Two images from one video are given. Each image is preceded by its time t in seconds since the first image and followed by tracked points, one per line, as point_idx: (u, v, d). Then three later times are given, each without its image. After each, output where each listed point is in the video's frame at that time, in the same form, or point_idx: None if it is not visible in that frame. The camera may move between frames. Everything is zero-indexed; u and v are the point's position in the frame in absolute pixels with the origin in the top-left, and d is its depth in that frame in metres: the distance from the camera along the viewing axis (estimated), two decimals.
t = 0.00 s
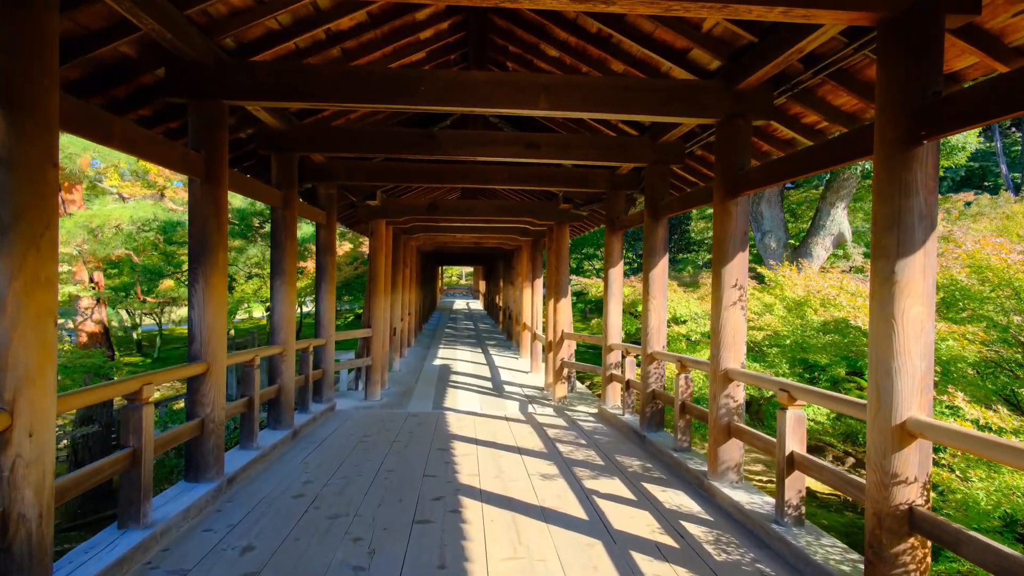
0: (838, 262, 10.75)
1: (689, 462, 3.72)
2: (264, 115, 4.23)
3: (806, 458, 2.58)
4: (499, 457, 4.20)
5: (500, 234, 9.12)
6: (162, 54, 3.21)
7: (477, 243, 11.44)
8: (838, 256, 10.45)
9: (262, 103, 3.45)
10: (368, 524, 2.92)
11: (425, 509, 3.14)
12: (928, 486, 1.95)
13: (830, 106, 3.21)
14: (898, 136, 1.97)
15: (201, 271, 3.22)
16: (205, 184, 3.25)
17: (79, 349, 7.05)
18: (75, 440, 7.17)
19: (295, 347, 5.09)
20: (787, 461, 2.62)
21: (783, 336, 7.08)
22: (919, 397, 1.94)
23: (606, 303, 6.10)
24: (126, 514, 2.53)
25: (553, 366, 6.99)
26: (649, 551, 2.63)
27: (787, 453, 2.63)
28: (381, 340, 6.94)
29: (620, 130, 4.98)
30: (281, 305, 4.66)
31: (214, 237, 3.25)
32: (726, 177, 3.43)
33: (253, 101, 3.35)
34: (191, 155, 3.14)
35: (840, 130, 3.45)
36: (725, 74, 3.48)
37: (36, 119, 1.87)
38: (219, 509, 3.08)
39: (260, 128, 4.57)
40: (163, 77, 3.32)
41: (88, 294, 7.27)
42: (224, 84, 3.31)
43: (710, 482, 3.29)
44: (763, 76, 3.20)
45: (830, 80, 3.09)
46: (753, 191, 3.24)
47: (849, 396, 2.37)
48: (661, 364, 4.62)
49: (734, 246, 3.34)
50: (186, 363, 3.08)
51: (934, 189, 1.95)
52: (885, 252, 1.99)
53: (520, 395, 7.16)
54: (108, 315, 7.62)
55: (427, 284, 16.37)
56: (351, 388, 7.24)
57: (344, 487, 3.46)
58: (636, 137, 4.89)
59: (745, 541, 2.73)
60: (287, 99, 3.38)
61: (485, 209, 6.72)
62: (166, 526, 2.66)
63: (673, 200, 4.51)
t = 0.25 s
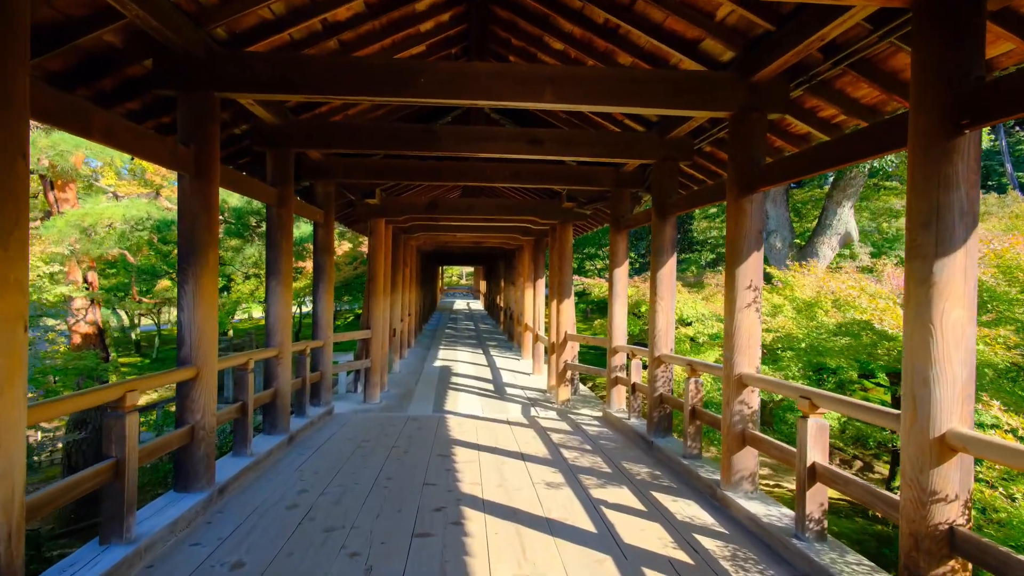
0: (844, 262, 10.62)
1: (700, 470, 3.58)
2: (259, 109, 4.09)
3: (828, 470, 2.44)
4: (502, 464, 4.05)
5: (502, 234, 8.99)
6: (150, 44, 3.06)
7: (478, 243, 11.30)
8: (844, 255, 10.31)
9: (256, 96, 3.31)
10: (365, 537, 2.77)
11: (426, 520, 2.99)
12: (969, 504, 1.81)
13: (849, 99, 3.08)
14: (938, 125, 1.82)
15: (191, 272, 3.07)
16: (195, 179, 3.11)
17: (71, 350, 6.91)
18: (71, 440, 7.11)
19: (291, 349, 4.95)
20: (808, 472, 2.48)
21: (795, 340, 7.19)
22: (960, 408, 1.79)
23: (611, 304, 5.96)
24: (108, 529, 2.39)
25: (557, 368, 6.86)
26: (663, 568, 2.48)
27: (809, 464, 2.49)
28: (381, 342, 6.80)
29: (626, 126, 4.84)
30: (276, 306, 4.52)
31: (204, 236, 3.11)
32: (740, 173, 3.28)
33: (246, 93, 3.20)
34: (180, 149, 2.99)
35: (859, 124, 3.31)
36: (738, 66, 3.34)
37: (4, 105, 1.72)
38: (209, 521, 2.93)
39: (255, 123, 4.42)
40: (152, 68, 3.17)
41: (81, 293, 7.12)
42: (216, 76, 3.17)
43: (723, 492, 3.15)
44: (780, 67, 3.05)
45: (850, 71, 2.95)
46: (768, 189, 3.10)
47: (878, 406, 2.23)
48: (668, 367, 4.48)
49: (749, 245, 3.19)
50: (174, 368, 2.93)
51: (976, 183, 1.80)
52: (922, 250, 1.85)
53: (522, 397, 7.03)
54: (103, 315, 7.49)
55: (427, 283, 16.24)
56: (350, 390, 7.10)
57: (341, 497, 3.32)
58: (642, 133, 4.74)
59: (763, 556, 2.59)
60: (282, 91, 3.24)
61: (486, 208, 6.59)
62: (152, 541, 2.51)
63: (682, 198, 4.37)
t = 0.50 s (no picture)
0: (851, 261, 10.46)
1: (713, 477, 3.43)
2: (253, 102, 3.94)
3: (855, 480, 2.29)
4: (505, 470, 3.90)
5: (504, 232, 8.83)
6: (137, 30, 2.91)
7: (479, 241, 11.15)
8: (852, 254, 10.16)
9: (249, 85, 3.16)
10: (363, 550, 2.62)
11: (426, 532, 2.84)
12: (1021, 522, 1.65)
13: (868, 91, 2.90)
14: (984, 108, 1.66)
15: (180, 270, 2.92)
16: (183, 172, 2.95)
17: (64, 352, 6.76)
18: (65, 441, 6.99)
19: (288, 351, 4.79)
20: (834, 483, 2.33)
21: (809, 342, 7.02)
22: (1010, 418, 1.64)
23: (617, 304, 5.79)
24: (87, 544, 2.24)
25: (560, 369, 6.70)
26: None
27: (834, 474, 2.34)
28: (380, 342, 6.65)
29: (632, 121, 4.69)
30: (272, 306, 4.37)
31: (193, 232, 2.95)
32: (755, 167, 3.13)
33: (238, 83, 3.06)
34: (167, 140, 2.84)
35: (881, 116, 3.16)
36: (754, 54, 3.19)
37: None
38: (197, 533, 2.78)
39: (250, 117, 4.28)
40: (139, 55, 3.02)
41: (75, 293, 6.98)
42: (206, 64, 3.02)
43: (740, 502, 3.00)
44: (798, 55, 2.91)
45: (873, 58, 2.80)
46: (787, 183, 2.95)
47: (913, 413, 2.07)
48: (677, 370, 4.34)
49: (765, 242, 3.04)
50: (163, 371, 2.78)
51: None
52: (967, 246, 1.69)
53: (525, 399, 6.88)
54: (97, 315, 7.35)
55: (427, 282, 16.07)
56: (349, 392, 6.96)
57: (338, 506, 3.16)
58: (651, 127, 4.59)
59: (785, 572, 2.43)
60: (276, 80, 3.09)
61: (489, 205, 6.44)
62: (136, 555, 2.37)
63: (692, 194, 4.22)
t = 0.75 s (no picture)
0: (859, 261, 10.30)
1: (728, 488, 3.28)
2: (248, 96, 3.79)
3: (887, 498, 2.14)
4: (510, 480, 3.75)
5: (507, 232, 8.68)
6: (124, 19, 2.77)
7: (481, 241, 11.01)
8: (860, 254, 10.00)
9: (242, 77, 3.01)
10: (361, 569, 2.47)
11: (428, 548, 2.69)
12: None
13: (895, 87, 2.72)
14: None
15: (168, 271, 2.77)
16: (171, 168, 2.80)
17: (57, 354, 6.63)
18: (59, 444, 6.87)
19: (285, 354, 4.64)
20: (864, 499, 2.19)
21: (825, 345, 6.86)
22: None
23: (622, 306, 5.64)
24: (64, 564, 2.08)
25: (564, 372, 6.54)
26: None
27: (865, 490, 2.19)
28: (380, 344, 6.50)
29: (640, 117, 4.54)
30: (268, 308, 4.22)
31: (183, 232, 2.81)
32: (773, 164, 2.98)
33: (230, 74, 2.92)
34: (155, 134, 2.70)
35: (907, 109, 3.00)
36: (772, 44, 3.04)
37: None
38: (186, 550, 2.63)
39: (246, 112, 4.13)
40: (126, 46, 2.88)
41: (68, 294, 6.84)
42: (197, 54, 2.87)
43: (758, 516, 2.84)
44: (821, 45, 2.75)
45: (904, 48, 2.64)
46: (808, 179, 2.80)
47: (953, 427, 1.92)
48: (687, 375, 4.19)
49: (785, 242, 2.89)
50: (150, 378, 2.63)
51: None
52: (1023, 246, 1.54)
53: (528, 403, 6.73)
54: (91, 316, 7.24)
55: (428, 283, 15.92)
56: (348, 395, 6.81)
57: (335, 520, 3.01)
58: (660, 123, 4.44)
59: None
60: (270, 71, 2.94)
61: (491, 204, 6.29)
62: None
63: (704, 193, 4.07)
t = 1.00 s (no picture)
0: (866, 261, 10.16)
1: (742, 498, 3.13)
2: (241, 88, 3.64)
3: (922, 514, 1.99)
4: (513, 488, 3.60)
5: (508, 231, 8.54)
6: (106, 3, 2.62)
7: (484, 240, 10.87)
8: (866, 254, 9.85)
9: (232, 66, 2.86)
10: None
11: (427, 563, 2.54)
12: None
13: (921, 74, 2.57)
14: None
15: (152, 270, 2.62)
16: (157, 161, 2.65)
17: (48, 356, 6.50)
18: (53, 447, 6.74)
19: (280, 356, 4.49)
20: (895, 515, 2.04)
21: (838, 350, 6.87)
22: None
23: (628, 307, 5.49)
24: None
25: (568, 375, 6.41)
26: None
27: (896, 505, 2.05)
28: (378, 345, 6.35)
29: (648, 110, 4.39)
30: (261, 309, 4.05)
31: (169, 229, 2.66)
32: (792, 157, 2.83)
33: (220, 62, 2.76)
34: (140, 125, 2.55)
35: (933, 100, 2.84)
36: (791, 30, 2.88)
37: None
38: (171, 565, 2.48)
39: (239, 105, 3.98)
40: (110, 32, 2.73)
41: (59, 293, 6.71)
42: (185, 41, 2.72)
43: (776, 529, 2.69)
44: (844, 31, 2.60)
45: (932, 32, 2.49)
46: (830, 173, 2.65)
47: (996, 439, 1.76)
48: (698, 378, 4.05)
49: (805, 239, 2.74)
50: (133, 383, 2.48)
51: None
52: None
53: (531, 405, 6.59)
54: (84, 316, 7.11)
55: (428, 282, 15.79)
56: (347, 397, 6.66)
57: (329, 532, 2.86)
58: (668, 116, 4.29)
59: None
60: (263, 59, 2.79)
61: (493, 202, 6.15)
62: None
63: (715, 189, 3.92)
